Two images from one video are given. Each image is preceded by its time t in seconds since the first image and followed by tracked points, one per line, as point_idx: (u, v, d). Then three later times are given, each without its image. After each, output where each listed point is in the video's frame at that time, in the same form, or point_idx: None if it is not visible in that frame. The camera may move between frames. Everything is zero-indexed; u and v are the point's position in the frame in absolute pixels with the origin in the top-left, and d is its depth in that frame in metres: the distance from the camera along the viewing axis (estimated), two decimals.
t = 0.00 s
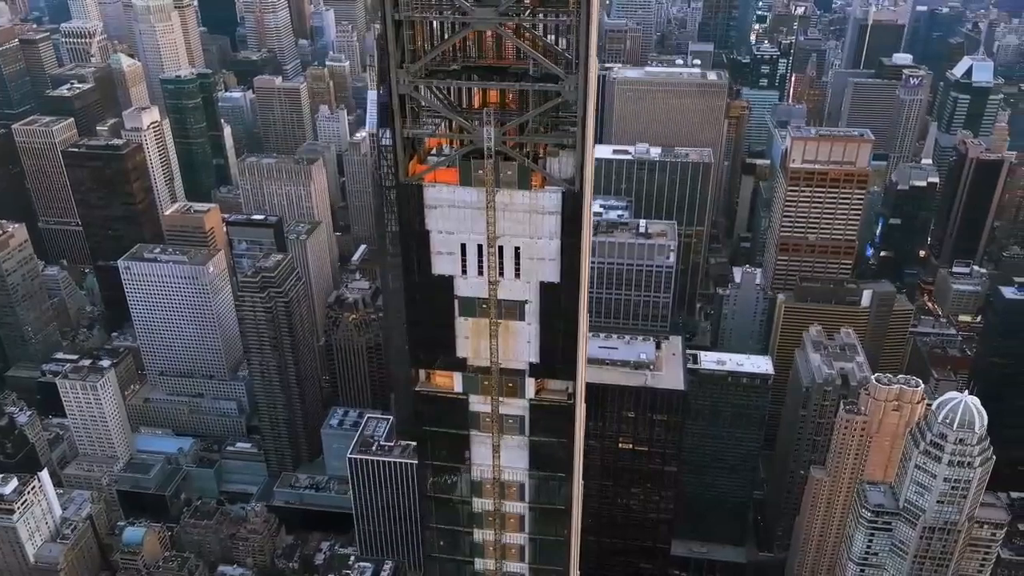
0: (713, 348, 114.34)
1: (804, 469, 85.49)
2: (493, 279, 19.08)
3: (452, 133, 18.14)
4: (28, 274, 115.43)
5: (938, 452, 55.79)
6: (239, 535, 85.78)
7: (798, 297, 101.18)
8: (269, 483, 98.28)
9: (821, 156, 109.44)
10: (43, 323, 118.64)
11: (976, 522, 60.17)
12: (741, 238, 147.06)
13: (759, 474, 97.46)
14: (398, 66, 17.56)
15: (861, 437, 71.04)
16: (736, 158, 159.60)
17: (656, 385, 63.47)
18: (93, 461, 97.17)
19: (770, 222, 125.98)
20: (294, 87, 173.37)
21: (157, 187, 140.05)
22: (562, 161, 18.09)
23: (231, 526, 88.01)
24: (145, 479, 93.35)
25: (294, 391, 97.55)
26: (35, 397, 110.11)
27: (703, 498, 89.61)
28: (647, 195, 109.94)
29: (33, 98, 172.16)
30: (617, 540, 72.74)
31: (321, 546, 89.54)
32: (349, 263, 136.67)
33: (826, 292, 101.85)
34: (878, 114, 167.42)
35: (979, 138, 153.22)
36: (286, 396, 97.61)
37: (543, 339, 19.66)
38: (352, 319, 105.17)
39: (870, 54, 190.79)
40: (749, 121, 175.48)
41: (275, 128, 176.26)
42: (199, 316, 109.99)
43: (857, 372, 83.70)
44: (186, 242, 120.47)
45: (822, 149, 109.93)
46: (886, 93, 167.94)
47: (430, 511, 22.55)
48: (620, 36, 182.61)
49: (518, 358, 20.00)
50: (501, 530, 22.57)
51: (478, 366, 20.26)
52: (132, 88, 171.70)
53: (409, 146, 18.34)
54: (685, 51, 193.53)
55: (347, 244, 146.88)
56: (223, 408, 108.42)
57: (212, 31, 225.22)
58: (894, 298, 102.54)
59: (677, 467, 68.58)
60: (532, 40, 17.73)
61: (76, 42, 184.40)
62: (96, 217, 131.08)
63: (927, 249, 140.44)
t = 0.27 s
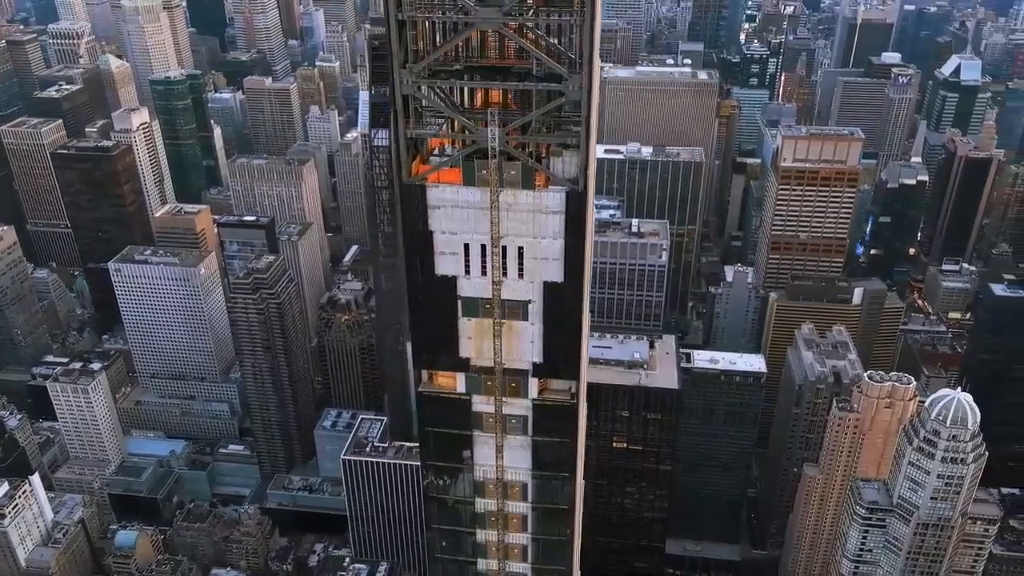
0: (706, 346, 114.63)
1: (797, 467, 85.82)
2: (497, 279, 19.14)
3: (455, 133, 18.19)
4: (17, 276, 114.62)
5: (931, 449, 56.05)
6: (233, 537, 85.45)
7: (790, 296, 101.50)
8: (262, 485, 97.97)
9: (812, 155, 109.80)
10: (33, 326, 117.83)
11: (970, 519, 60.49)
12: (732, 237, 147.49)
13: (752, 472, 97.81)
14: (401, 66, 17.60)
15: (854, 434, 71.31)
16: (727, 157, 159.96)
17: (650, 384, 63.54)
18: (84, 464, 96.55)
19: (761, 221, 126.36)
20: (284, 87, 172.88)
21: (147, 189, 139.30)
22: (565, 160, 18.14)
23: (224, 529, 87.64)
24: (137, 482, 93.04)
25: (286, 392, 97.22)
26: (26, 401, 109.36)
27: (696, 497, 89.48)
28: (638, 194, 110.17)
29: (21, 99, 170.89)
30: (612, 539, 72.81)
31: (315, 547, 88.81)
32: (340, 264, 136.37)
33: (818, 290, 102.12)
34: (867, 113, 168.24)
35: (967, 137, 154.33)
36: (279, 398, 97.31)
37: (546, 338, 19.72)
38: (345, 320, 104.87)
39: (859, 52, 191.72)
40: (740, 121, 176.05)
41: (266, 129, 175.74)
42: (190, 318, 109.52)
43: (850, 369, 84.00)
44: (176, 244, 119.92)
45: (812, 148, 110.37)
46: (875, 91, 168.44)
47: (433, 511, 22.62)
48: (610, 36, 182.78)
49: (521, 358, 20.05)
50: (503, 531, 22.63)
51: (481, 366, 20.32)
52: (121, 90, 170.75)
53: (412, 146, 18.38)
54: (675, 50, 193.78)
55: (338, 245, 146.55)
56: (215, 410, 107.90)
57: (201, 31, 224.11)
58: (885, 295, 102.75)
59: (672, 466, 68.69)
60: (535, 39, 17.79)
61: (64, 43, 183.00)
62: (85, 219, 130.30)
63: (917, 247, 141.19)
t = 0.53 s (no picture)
0: (699, 345, 114.95)
1: (790, 465, 86.27)
2: (500, 279, 19.38)
3: (457, 133, 18.42)
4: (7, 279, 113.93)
5: (925, 446, 56.33)
6: (227, 539, 85.24)
7: (783, 294, 101.85)
8: (256, 486, 97.71)
9: (803, 154, 110.11)
10: (23, 329, 117.16)
11: (963, 515, 60.84)
12: (723, 236, 147.93)
13: (745, 470, 98.24)
14: (403, 67, 17.81)
15: (847, 432, 71.66)
16: (718, 157, 160.28)
17: (645, 382, 63.69)
18: (76, 468, 96.01)
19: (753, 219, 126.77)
20: (275, 88, 172.40)
21: (137, 191, 138.67)
22: (568, 160, 18.36)
23: (218, 531, 87.42)
24: (129, 485, 92.87)
25: (280, 394, 97.00)
26: (16, 404, 108.59)
27: (690, 496, 89.51)
28: (630, 194, 110.45)
29: (9, 101, 169.74)
30: (608, 539, 72.95)
31: (309, 549, 87.59)
32: (333, 265, 136.09)
33: (810, 287, 102.15)
34: (857, 111, 169.00)
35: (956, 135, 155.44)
36: (272, 400, 97.07)
37: (549, 338, 19.98)
38: (337, 321, 104.67)
39: (849, 51, 192.55)
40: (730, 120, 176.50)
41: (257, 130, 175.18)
42: (182, 320, 109.07)
43: (842, 367, 84.33)
44: (168, 246, 119.45)
45: (804, 147, 110.66)
46: (864, 89, 168.36)
47: (435, 511, 22.93)
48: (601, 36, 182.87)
49: (524, 358, 20.32)
50: (506, 531, 22.95)
51: (483, 366, 20.57)
52: (110, 91, 169.92)
53: (414, 147, 18.59)
54: (666, 50, 193.94)
55: (330, 246, 146.29)
56: (208, 412, 107.41)
57: (190, 32, 222.92)
58: (876, 293, 103.19)
59: (667, 464, 68.86)
60: (537, 40, 18.00)
61: (52, 44, 181.65)
62: (76, 221, 129.59)
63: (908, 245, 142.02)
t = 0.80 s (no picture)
0: (691, 344, 115.15)
1: (783, 462, 86.57)
2: (501, 279, 19.47)
3: (458, 133, 18.55)
4: None
5: (918, 442, 56.58)
6: (220, 542, 84.88)
7: (774, 292, 102.10)
8: (248, 488, 97.34)
9: (793, 152, 110.55)
10: (12, 332, 116.33)
11: (956, 511, 61.18)
12: (714, 235, 148.31)
13: (737, 468, 98.53)
14: (405, 67, 17.94)
15: (839, 428, 71.95)
16: (709, 155, 160.64)
17: (637, 381, 63.42)
18: (67, 471, 95.35)
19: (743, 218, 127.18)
20: (265, 88, 171.81)
21: (127, 192, 137.91)
22: (570, 159, 18.44)
23: (211, 533, 87.03)
24: (121, 488, 91.73)
25: (272, 395, 96.69)
26: (4, 407, 107.52)
27: (684, 494, 89.69)
28: (620, 194, 111.04)
29: None
30: (602, 538, 73.00)
31: (303, 551, 86.03)
32: (324, 266, 135.70)
33: (801, 285, 102.67)
34: (846, 110, 169.81)
35: (945, 133, 156.51)
36: (264, 401, 96.72)
37: (551, 337, 20.09)
38: (329, 322, 104.50)
39: (837, 51, 193.68)
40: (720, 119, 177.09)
41: (247, 131, 174.90)
42: (173, 321, 108.54)
43: (834, 365, 84.64)
44: (158, 248, 118.96)
45: (794, 146, 111.13)
46: (853, 88, 169.69)
47: (435, 511, 23.08)
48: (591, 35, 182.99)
49: (526, 357, 20.43)
50: (508, 531, 23.10)
51: (485, 366, 20.69)
52: (98, 92, 169.53)
53: (415, 147, 18.71)
54: (656, 49, 194.16)
55: (321, 246, 145.86)
56: (199, 414, 106.96)
57: (179, 33, 221.42)
58: (866, 291, 103.72)
59: (660, 463, 68.99)
60: (537, 39, 18.15)
61: (39, 45, 180.28)
62: (64, 223, 128.73)
63: (897, 242, 142.80)
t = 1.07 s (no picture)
0: (682, 342, 115.37)
1: (775, 460, 86.89)
2: (503, 278, 19.66)
3: (459, 133, 18.73)
4: None
5: (910, 438, 56.88)
6: (212, 544, 84.33)
7: (765, 290, 102.51)
8: (240, 491, 96.91)
9: (783, 151, 110.99)
10: None
11: (948, 506, 61.53)
12: (704, 233, 148.68)
13: (730, 466, 98.77)
14: (406, 66, 18.12)
15: (831, 425, 72.29)
16: (698, 155, 161.02)
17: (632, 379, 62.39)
18: (57, 475, 94.36)
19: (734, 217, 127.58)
20: (253, 89, 171.18)
21: (115, 193, 137.09)
22: (571, 158, 18.65)
23: (203, 536, 86.65)
24: (111, 492, 91.20)
25: (263, 397, 96.25)
26: None
27: (676, 492, 89.92)
28: (611, 193, 111.21)
29: None
30: (595, 536, 73.06)
31: (296, 553, 85.55)
32: (314, 267, 135.27)
33: (791, 284, 103.25)
34: (834, 109, 170.53)
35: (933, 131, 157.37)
36: (256, 404, 96.29)
37: (552, 337, 20.27)
38: (321, 324, 104.24)
39: (826, 50, 194.71)
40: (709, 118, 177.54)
41: (236, 132, 174.33)
42: (163, 323, 107.92)
43: (825, 362, 84.99)
44: (148, 249, 118.36)
45: (784, 144, 111.57)
46: (841, 87, 170.47)
47: (436, 513, 23.30)
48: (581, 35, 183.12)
49: (527, 357, 20.59)
50: (509, 531, 23.37)
51: (486, 366, 20.88)
52: (86, 93, 168.31)
53: (416, 147, 18.88)
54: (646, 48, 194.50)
55: (311, 247, 145.37)
56: (190, 416, 106.46)
57: (167, 34, 220.06)
58: (856, 289, 104.27)
59: (653, 461, 69.09)
60: (539, 38, 18.29)
61: (25, 46, 178.97)
62: (52, 225, 127.84)
63: (886, 240, 143.61)
